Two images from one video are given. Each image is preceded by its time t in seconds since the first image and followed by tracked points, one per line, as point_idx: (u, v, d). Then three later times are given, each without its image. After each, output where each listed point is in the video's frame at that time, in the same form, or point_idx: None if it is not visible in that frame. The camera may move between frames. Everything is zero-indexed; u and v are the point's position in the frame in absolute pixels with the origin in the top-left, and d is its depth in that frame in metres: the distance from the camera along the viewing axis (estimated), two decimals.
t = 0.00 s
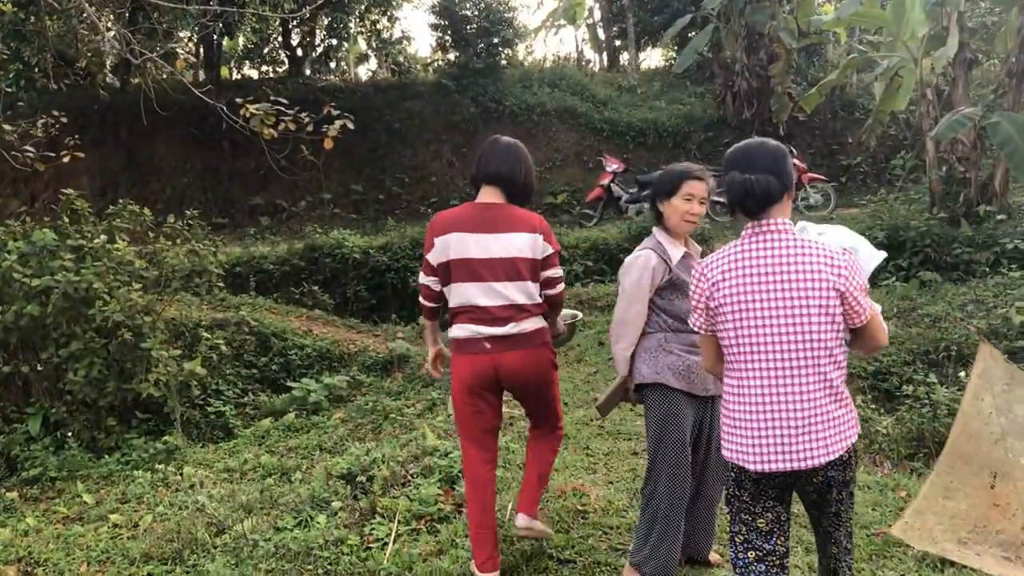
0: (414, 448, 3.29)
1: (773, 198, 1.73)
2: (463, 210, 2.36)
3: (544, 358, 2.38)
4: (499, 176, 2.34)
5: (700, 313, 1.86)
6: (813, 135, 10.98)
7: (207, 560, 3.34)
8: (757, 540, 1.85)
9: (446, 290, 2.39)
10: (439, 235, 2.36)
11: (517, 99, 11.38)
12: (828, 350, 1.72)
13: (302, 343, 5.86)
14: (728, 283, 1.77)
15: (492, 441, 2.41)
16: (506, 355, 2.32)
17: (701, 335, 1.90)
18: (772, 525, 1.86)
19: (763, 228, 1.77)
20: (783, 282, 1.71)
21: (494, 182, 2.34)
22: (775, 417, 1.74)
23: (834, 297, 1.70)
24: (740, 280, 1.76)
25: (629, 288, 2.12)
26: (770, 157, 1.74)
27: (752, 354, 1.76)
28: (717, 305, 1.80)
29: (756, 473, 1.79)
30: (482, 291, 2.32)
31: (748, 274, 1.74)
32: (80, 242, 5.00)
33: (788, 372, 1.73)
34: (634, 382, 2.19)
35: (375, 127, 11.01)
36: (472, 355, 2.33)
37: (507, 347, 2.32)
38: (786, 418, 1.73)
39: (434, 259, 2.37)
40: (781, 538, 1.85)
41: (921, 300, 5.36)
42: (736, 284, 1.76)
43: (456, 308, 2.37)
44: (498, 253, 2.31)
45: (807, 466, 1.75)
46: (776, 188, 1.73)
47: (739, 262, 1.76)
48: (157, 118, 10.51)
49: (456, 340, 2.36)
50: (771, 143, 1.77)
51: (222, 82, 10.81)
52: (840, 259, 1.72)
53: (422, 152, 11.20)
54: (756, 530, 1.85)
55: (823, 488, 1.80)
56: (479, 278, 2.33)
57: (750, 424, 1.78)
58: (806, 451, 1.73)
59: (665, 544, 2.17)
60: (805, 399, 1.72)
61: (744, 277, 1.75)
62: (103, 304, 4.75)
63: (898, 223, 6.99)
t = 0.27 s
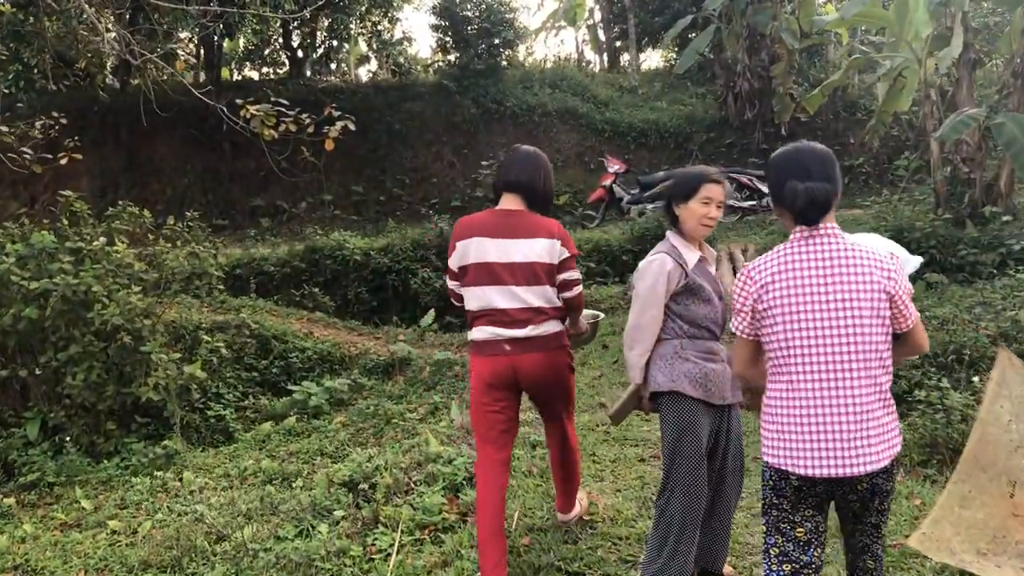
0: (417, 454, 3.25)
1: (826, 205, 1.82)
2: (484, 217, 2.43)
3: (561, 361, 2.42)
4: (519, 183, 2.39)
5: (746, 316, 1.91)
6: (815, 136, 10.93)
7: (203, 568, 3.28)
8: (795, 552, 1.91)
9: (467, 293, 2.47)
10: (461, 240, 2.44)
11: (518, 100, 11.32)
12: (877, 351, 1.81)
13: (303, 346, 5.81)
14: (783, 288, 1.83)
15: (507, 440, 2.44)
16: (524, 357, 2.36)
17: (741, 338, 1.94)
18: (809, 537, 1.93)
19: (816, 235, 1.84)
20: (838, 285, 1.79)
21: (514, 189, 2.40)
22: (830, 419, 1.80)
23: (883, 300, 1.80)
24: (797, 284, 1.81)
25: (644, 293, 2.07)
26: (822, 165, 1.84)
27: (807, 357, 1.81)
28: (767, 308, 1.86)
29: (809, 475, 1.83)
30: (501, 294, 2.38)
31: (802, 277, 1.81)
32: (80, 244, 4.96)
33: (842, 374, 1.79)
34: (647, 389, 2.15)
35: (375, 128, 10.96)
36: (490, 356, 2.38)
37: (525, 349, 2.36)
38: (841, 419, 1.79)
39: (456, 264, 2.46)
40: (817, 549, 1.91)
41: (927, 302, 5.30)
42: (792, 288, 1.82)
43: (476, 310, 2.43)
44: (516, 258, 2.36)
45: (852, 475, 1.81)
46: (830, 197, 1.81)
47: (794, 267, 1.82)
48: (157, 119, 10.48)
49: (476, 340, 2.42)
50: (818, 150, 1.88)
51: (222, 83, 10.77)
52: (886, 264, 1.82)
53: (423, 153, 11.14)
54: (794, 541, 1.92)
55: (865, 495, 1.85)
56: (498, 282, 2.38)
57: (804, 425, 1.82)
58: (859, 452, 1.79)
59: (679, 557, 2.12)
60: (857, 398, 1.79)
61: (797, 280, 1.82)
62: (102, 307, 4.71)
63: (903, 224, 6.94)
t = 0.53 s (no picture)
0: (415, 458, 3.18)
1: (880, 194, 1.82)
2: (515, 209, 2.55)
3: (585, 350, 2.49)
4: (549, 178, 2.50)
5: (790, 301, 1.90)
6: (816, 134, 10.87)
7: None
8: (828, 547, 1.88)
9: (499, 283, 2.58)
10: (492, 232, 2.57)
11: (517, 99, 11.25)
12: (925, 335, 1.81)
13: (299, 347, 5.74)
14: (836, 272, 1.82)
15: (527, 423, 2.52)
16: (550, 344, 2.44)
17: (781, 324, 1.94)
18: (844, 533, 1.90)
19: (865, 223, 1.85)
20: (889, 265, 1.79)
21: (546, 183, 2.52)
22: (883, 404, 1.78)
23: (929, 287, 1.82)
24: (851, 268, 1.80)
25: (650, 290, 2.02)
26: (873, 154, 1.85)
27: (861, 341, 1.79)
28: (815, 291, 1.84)
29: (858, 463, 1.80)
30: (528, 283, 2.48)
31: (852, 258, 1.80)
32: (74, 245, 4.90)
33: (894, 360, 1.78)
34: (651, 390, 2.09)
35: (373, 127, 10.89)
36: (518, 342, 2.48)
37: (552, 336, 2.44)
38: (893, 405, 1.77)
39: (488, 254, 2.58)
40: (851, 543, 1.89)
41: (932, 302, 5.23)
42: (844, 272, 1.81)
43: (506, 299, 2.54)
44: (543, 249, 2.47)
45: (900, 463, 1.79)
46: (882, 186, 1.82)
47: (846, 251, 1.82)
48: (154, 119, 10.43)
49: (506, 328, 2.52)
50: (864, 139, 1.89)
51: (219, 83, 10.71)
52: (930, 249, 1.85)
53: (422, 153, 11.07)
54: (829, 537, 1.89)
55: (909, 486, 1.84)
56: (528, 272, 2.49)
57: (857, 410, 1.79)
58: (911, 439, 1.77)
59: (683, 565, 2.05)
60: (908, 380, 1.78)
61: (852, 264, 1.81)
62: (96, 307, 4.65)
63: (905, 223, 6.87)
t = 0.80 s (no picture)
0: (405, 463, 3.10)
1: (900, 184, 1.75)
2: (518, 198, 2.53)
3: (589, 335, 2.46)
4: (552, 167, 2.48)
5: (807, 290, 1.84)
6: (815, 132, 10.78)
7: None
8: (836, 554, 1.84)
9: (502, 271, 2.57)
10: (496, 221, 2.55)
11: (514, 97, 11.14)
12: (949, 324, 1.75)
13: (291, 348, 5.65)
14: (855, 262, 1.75)
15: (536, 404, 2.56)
16: (554, 332, 2.42)
17: (798, 314, 1.88)
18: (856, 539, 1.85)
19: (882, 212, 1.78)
20: (912, 252, 1.73)
21: (547, 172, 2.49)
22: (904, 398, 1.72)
23: (950, 273, 1.76)
24: (870, 259, 1.74)
25: (648, 288, 1.94)
26: (890, 143, 1.78)
27: (882, 334, 1.73)
28: (833, 280, 1.78)
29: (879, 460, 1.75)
30: (533, 271, 2.47)
31: (873, 245, 1.74)
32: (60, 245, 4.81)
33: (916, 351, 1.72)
34: (647, 393, 2.01)
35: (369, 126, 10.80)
36: (523, 329, 2.46)
37: (556, 323, 2.42)
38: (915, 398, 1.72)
39: (490, 243, 2.57)
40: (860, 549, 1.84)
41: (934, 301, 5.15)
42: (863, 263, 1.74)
43: (510, 287, 2.52)
44: (546, 237, 2.45)
45: (921, 466, 1.73)
46: (899, 174, 1.75)
47: (863, 240, 1.76)
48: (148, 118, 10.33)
49: (510, 317, 2.51)
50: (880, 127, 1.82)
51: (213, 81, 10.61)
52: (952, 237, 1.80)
53: (417, 152, 10.98)
54: (839, 544, 1.84)
55: (928, 492, 1.77)
56: (531, 260, 2.48)
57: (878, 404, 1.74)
58: (933, 432, 1.72)
59: None
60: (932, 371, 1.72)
61: (871, 255, 1.74)
62: (82, 309, 4.56)
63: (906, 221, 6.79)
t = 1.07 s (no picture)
0: (391, 474, 3.00)
1: (886, 187, 1.64)
2: (504, 203, 2.46)
3: (581, 338, 2.40)
4: (536, 171, 2.42)
5: (798, 291, 1.77)
6: (812, 131, 10.70)
7: None
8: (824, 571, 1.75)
9: (491, 278, 2.50)
10: (483, 228, 2.47)
11: (509, 95, 11.04)
12: (948, 329, 1.64)
13: (280, 351, 5.55)
14: (839, 262, 1.68)
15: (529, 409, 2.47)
16: (544, 334, 2.36)
17: (792, 317, 1.81)
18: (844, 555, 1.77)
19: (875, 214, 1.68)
20: (904, 252, 1.63)
21: (531, 175, 2.43)
22: (895, 403, 1.63)
23: (947, 271, 1.65)
24: (854, 258, 1.66)
25: (642, 294, 1.84)
26: (876, 144, 1.66)
27: (869, 338, 1.64)
28: (820, 283, 1.71)
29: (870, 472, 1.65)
30: (522, 278, 2.40)
31: (861, 246, 1.66)
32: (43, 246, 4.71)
33: (909, 355, 1.62)
34: (639, 405, 1.91)
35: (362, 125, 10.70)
36: (514, 336, 2.39)
37: (547, 327, 2.36)
38: (908, 404, 1.62)
39: (477, 251, 2.49)
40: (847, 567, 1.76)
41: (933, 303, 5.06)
42: (849, 264, 1.66)
43: (499, 293, 2.45)
44: (536, 242, 2.39)
45: (912, 482, 1.64)
46: (888, 174, 1.64)
47: (851, 240, 1.68)
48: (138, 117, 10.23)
49: (500, 322, 2.44)
50: (871, 125, 1.70)
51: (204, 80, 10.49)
52: (955, 236, 1.69)
53: (411, 151, 10.88)
54: (827, 561, 1.75)
55: (921, 509, 1.67)
56: (519, 267, 2.41)
57: (868, 412, 1.65)
58: (930, 441, 1.62)
59: None
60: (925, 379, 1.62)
61: (858, 255, 1.66)
62: (63, 313, 4.45)
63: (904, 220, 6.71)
